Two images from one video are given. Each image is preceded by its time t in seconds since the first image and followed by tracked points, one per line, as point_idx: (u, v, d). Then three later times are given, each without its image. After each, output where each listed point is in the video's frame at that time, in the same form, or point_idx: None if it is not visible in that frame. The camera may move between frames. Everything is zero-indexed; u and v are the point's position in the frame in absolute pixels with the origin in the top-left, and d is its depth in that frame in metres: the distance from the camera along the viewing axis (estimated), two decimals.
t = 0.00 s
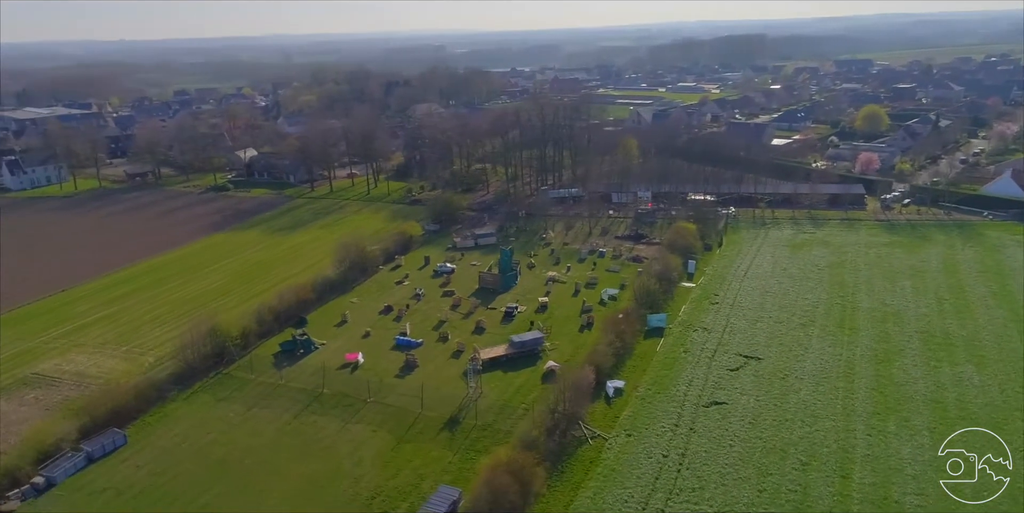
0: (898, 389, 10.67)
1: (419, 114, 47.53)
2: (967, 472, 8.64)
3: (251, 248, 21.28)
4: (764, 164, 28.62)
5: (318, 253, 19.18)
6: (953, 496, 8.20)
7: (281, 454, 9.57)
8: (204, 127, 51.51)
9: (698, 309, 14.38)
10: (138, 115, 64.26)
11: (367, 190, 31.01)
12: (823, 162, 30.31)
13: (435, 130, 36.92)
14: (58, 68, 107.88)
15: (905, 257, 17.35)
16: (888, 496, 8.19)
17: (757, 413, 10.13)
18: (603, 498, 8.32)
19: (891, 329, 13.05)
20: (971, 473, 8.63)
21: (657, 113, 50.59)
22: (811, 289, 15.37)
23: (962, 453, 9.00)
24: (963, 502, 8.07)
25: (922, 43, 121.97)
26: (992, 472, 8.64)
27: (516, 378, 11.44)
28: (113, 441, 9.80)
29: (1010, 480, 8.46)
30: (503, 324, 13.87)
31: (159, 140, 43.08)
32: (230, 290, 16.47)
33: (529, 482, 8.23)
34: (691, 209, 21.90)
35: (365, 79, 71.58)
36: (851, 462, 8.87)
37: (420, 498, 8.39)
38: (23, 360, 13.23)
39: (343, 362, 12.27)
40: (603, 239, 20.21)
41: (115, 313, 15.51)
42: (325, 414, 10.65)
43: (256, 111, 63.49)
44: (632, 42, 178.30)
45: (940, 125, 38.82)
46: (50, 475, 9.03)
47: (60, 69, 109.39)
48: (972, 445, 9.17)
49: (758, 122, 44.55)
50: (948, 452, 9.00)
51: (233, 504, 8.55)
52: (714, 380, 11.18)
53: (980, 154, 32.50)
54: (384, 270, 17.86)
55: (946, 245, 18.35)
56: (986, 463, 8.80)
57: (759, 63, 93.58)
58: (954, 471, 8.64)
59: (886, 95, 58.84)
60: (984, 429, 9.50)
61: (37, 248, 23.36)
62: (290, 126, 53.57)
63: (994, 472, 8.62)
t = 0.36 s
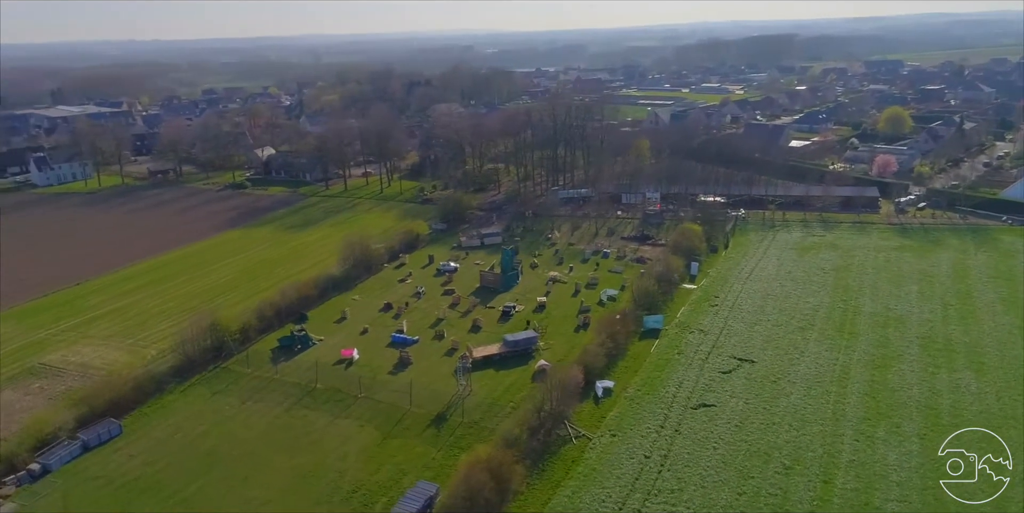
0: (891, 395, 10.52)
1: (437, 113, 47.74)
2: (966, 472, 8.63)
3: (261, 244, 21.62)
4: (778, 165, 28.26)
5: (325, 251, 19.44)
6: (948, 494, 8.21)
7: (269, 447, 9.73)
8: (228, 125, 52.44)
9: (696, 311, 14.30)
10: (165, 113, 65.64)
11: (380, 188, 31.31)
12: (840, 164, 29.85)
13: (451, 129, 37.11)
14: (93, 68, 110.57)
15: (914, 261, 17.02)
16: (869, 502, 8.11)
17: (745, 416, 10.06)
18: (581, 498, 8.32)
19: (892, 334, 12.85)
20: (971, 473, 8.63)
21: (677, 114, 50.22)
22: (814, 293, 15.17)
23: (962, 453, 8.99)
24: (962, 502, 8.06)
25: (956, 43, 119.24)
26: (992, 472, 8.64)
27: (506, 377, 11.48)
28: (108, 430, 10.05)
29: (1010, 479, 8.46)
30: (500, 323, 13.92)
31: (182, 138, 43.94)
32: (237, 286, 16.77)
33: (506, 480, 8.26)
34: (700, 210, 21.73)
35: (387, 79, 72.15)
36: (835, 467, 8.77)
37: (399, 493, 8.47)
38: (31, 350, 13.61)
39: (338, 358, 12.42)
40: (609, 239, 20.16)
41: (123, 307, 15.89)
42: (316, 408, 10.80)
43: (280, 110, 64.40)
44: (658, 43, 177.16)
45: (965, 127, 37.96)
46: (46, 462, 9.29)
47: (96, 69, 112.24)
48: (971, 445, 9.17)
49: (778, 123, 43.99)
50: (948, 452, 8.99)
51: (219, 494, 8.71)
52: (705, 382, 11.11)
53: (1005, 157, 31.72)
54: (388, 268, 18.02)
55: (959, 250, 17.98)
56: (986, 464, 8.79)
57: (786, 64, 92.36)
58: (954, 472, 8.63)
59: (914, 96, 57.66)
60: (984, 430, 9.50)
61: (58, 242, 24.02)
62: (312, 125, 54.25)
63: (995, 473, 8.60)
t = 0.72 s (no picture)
0: (885, 400, 10.37)
1: (456, 112, 47.93)
2: (967, 472, 8.62)
3: (272, 240, 21.95)
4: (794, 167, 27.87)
5: (332, 248, 19.67)
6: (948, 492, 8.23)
7: (258, 439, 9.93)
8: (251, 124, 53.29)
9: (695, 313, 14.22)
10: (192, 112, 66.93)
11: (394, 188, 31.60)
12: (858, 166, 29.33)
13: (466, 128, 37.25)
14: (128, 68, 113.32)
15: (923, 266, 16.69)
16: (849, 507, 8.03)
17: (732, 418, 9.99)
18: (558, 496, 8.34)
19: (892, 338, 12.65)
20: (971, 473, 8.61)
21: (697, 115, 49.77)
22: (816, 296, 14.97)
23: (962, 453, 8.98)
24: (963, 502, 8.06)
25: (993, 45, 116.20)
26: (992, 471, 8.63)
27: (497, 374, 11.53)
28: (106, 419, 10.34)
29: (1009, 479, 8.45)
30: (496, 322, 13.98)
31: (206, 137, 44.80)
32: (244, 280, 17.06)
33: (483, 477, 8.35)
34: (708, 212, 21.55)
35: (410, 79, 72.67)
36: (819, 471, 8.68)
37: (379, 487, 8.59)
38: (41, 341, 13.97)
39: (334, 354, 12.58)
40: (615, 240, 20.09)
41: (133, 300, 16.25)
42: (307, 401, 10.97)
43: (303, 110, 65.26)
44: (686, 43, 175.76)
45: (992, 130, 37.03)
46: (44, 449, 9.61)
47: (132, 68, 115.02)
48: (970, 444, 9.15)
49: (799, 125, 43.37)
50: (948, 451, 8.99)
51: (206, 484, 8.93)
52: (695, 384, 11.06)
53: None
54: (392, 266, 18.19)
55: (971, 255, 17.58)
56: (986, 463, 8.78)
57: (814, 65, 90.88)
58: (954, 472, 8.62)
59: (942, 98, 56.37)
60: (985, 429, 9.48)
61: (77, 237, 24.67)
62: (333, 124, 54.84)
63: (994, 473, 8.59)
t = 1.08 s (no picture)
0: (876, 405, 10.25)
1: (473, 112, 48.12)
2: (967, 472, 8.63)
3: (283, 238, 22.28)
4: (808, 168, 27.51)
5: (340, 247, 19.90)
6: (950, 494, 8.22)
7: (249, 431, 10.12)
8: (272, 123, 54.09)
9: (693, 314, 14.17)
10: (217, 111, 68.13)
11: (407, 187, 31.86)
12: (875, 169, 28.88)
13: (481, 128, 37.40)
14: (160, 68, 115.86)
15: (931, 271, 16.38)
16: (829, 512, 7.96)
17: (719, 420, 9.95)
18: (537, 494, 8.38)
19: (892, 343, 12.48)
20: (971, 474, 8.62)
21: (716, 116, 49.36)
22: (818, 299, 14.81)
23: (962, 453, 9.00)
24: (963, 502, 8.07)
25: None
26: (992, 472, 8.66)
27: (488, 372, 11.62)
28: (105, 409, 10.61)
29: (1009, 480, 8.47)
30: (494, 320, 14.06)
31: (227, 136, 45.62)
32: (251, 276, 17.35)
33: (462, 473, 8.44)
34: (716, 214, 21.40)
35: (431, 79, 73.13)
36: (801, 475, 8.62)
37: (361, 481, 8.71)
38: (52, 333, 14.38)
39: (331, 350, 12.77)
40: (620, 241, 20.05)
41: (142, 294, 16.62)
42: (301, 396, 11.15)
43: (325, 110, 66.03)
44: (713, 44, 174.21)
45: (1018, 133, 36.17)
46: (43, 436, 9.90)
47: (165, 68, 117.36)
48: (970, 444, 9.17)
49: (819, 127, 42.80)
50: (949, 452, 9.00)
51: (195, 473, 9.14)
52: (685, 386, 11.02)
53: None
54: (397, 265, 18.37)
55: (983, 260, 17.23)
56: (986, 464, 8.79)
57: (840, 66, 89.47)
58: (953, 473, 8.63)
59: (971, 101, 55.16)
60: (986, 429, 9.51)
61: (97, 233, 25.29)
62: (352, 123, 55.39)
63: (994, 473, 8.61)
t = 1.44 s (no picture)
0: (867, 410, 10.15)
1: (490, 113, 48.27)
2: (967, 472, 8.67)
3: (293, 236, 22.61)
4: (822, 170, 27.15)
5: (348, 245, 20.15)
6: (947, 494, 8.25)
7: (240, 424, 10.34)
8: (294, 124, 54.87)
9: (690, 317, 14.13)
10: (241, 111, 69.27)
11: (420, 187, 32.11)
12: (891, 173, 28.40)
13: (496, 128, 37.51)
14: (190, 69, 118.18)
15: (939, 276, 16.10)
16: None
17: (704, 422, 9.94)
18: (514, 492, 8.46)
19: (889, 348, 12.33)
20: (970, 473, 8.67)
21: (735, 118, 48.90)
22: (818, 302, 14.66)
23: (962, 453, 9.05)
24: (962, 501, 8.10)
25: None
26: (992, 472, 8.67)
27: (479, 370, 11.72)
28: (104, 400, 10.93)
29: (1009, 479, 8.49)
30: (490, 320, 14.15)
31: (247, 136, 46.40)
32: (258, 273, 17.66)
33: (440, 469, 8.53)
34: (722, 216, 21.24)
35: (452, 80, 73.49)
36: (781, 479, 8.59)
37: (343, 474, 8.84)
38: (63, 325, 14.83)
39: (327, 346, 12.96)
40: (625, 242, 20.02)
41: (152, 289, 17.04)
42: (294, 390, 11.34)
43: (347, 110, 66.75)
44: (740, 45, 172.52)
45: None
46: (43, 425, 10.21)
47: (197, 69, 119.77)
48: (970, 445, 9.21)
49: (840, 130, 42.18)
50: (949, 452, 9.06)
51: (184, 464, 9.36)
52: (674, 388, 11.02)
53: None
54: (401, 264, 18.56)
55: (993, 266, 16.88)
56: (985, 463, 8.82)
57: (869, 67, 87.95)
58: (953, 472, 8.67)
59: (1000, 104, 53.84)
60: (987, 430, 9.54)
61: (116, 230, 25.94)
62: (372, 123, 55.89)
63: (995, 473, 8.64)
